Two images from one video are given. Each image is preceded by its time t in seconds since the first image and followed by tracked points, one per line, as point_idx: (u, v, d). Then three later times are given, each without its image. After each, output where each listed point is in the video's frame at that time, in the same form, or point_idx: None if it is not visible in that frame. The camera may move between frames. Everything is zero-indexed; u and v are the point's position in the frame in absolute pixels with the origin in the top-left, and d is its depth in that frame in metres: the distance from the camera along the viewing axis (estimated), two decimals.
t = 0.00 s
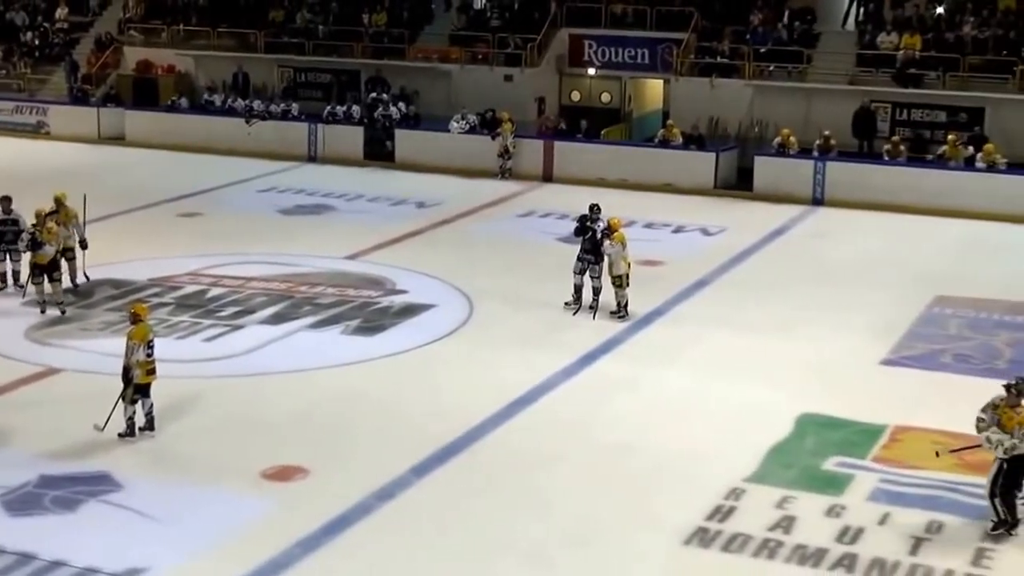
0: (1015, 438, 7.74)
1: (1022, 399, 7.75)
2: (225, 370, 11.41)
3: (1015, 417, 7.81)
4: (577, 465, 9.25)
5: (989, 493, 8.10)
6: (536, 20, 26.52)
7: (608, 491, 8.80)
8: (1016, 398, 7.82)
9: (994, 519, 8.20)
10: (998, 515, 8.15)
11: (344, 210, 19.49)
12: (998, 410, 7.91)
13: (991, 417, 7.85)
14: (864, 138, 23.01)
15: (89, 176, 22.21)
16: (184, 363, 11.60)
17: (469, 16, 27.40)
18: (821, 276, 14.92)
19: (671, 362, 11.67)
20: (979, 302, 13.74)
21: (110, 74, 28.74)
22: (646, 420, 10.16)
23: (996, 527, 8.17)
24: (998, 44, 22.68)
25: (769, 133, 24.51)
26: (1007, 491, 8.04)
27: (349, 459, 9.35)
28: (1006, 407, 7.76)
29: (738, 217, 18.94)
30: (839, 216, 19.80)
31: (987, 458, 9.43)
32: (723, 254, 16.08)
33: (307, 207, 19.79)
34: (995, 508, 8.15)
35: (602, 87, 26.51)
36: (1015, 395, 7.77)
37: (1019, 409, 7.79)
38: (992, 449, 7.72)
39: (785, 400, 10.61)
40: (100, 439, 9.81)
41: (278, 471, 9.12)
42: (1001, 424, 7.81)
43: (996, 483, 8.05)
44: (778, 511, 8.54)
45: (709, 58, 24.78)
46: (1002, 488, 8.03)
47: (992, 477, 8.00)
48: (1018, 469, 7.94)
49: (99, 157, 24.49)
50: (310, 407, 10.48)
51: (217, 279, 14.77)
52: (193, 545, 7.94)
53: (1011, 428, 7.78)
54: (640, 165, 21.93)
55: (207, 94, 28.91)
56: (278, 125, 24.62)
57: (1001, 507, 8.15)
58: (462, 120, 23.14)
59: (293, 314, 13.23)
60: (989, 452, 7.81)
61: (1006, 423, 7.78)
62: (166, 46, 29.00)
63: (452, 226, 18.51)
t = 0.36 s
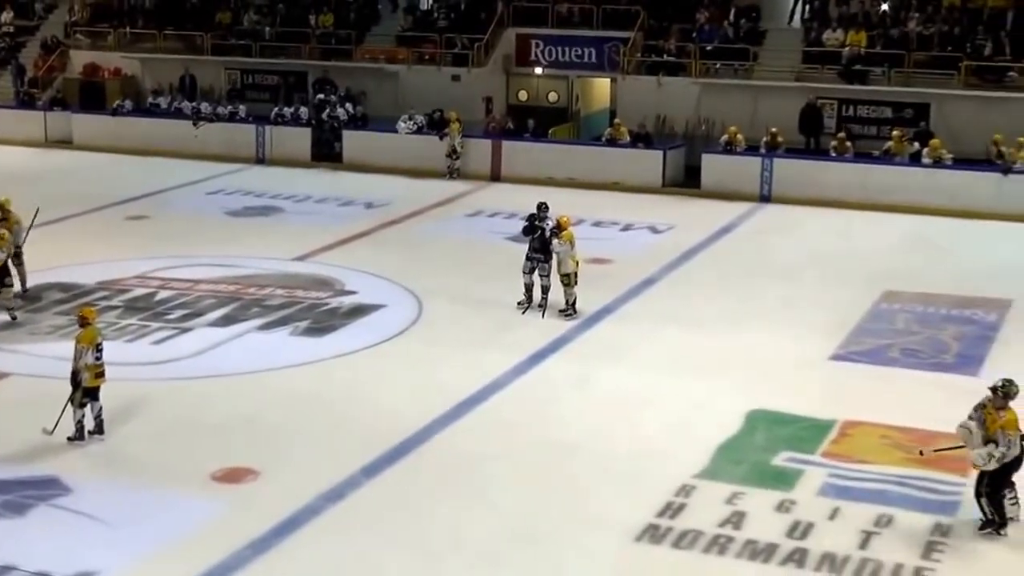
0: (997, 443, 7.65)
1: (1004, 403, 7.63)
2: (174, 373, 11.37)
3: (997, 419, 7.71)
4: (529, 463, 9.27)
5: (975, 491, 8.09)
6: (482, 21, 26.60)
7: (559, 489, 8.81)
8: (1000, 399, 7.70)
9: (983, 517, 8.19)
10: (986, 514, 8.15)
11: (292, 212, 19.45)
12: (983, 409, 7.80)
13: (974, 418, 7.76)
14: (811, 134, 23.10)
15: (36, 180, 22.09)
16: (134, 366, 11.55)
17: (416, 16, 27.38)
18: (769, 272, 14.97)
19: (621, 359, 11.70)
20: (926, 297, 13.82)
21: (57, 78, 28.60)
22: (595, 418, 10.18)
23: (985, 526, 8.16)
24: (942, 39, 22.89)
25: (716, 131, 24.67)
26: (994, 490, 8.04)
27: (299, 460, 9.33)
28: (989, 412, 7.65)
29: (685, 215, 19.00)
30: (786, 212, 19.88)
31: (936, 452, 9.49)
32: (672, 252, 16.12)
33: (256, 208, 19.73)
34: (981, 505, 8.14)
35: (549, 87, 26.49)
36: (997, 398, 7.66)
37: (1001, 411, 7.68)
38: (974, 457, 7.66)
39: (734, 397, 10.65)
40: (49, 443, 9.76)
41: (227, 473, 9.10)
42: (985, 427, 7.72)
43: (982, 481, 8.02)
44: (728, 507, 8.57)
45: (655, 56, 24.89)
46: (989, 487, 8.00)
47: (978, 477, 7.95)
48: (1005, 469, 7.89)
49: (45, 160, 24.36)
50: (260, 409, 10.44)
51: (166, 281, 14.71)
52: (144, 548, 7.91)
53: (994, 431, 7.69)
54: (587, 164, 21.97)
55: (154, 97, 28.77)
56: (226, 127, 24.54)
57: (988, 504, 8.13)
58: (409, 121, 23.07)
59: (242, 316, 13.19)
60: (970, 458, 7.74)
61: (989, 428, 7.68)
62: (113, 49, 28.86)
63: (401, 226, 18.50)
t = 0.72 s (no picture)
0: (975, 440, 7.64)
1: (984, 401, 7.61)
2: (123, 376, 11.33)
3: (979, 416, 7.69)
4: (479, 462, 9.29)
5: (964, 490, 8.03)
6: (428, 20, 26.66)
7: (509, 488, 8.83)
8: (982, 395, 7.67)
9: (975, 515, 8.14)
10: (977, 512, 8.09)
11: (240, 213, 19.42)
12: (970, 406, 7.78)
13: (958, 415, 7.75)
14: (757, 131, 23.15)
15: None
16: (83, 369, 11.51)
17: (363, 17, 27.38)
18: (717, 269, 15.03)
19: (570, 357, 11.73)
20: (872, 291, 13.91)
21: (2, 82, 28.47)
22: (546, 416, 10.19)
23: (977, 525, 8.11)
24: (886, 35, 23.17)
25: (662, 129, 24.67)
26: (982, 489, 7.96)
27: (248, 462, 9.32)
28: (969, 408, 7.64)
29: (633, 212, 19.05)
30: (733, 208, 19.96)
31: (883, 445, 9.56)
32: (620, 249, 16.17)
33: (203, 210, 19.68)
34: (972, 504, 8.09)
35: (495, 86, 26.53)
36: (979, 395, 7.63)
37: (982, 408, 7.66)
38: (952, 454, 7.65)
39: (683, 393, 10.69)
40: None
41: (177, 475, 9.08)
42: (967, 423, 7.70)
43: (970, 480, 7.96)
44: (678, 503, 8.61)
45: (602, 55, 25.01)
46: (976, 485, 7.94)
47: (965, 475, 7.91)
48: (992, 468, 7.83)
49: None
50: (208, 411, 10.43)
51: (113, 284, 14.66)
52: (93, 551, 7.89)
53: (974, 428, 7.67)
54: (535, 163, 22.01)
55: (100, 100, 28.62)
56: (173, 129, 24.44)
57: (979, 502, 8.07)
58: (357, 121, 23.14)
59: (190, 318, 13.16)
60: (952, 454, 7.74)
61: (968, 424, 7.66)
62: (58, 52, 28.75)
63: (349, 226, 18.50)
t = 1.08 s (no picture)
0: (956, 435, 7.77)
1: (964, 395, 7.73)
2: (72, 380, 11.30)
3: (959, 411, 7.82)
4: (430, 460, 9.31)
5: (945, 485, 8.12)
6: (376, 20, 26.63)
7: (460, 486, 8.86)
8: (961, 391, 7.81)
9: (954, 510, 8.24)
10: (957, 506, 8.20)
11: (188, 215, 19.38)
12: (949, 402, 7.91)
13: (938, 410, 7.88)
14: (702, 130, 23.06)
15: None
16: (32, 373, 11.48)
17: (310, 17, 27.38)
18: (665, 265, 15.09)
19: (519, 355, 11.76)
20: (819, 285, 14.00)
21: None
22: (497, 414, 10.22)
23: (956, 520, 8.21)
24: (830, 31, 23.34)
25: (609, 126, 24.72)
26: (963, 483, 8.07)
27: (199, 464, 9.32)
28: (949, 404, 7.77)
29: (582, 210, 19.10)
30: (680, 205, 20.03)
31: (830, 438, 9.64)
32: (569, 247, 16.22)
33: (151, 212, 19.63)
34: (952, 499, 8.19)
35: (444, 85, 26.64)
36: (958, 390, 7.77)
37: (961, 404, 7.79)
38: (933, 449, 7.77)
39: (632, 388, 10.75)
40: None
41: (127, 479, 9.07)
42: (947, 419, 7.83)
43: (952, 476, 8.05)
44: (629, 498, 8.66)
45: (549, 53, 25.07)
46: (957, 479, 8.04)
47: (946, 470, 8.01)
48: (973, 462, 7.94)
49: None
50: (159, 414, 10.42)
51: (61, 287, 14.62)
52: (43, 557, 7.87)
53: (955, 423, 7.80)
54: (483, 162, 22.05)
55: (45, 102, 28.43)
56: (119, 131, 24.26)
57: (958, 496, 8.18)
58: (305, 122, 23.04)
59: (139, 320, 13.14)
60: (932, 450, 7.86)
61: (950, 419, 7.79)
62: (3, 55, 28.63)
63: (299, 227, 18.50)
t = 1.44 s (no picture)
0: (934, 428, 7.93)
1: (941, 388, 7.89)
2: (20, 384, 11.28)
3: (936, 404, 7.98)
4: (381, 459, 9.36)
5: (924, 479, 8.21)
6: (324, 20, 26.66)
7: (412, 484, 8.91)
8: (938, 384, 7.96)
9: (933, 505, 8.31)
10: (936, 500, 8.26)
11: (135, 217, 19.34)
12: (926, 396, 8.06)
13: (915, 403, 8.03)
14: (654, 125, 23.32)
15: None
16: None
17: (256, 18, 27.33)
18: (613, 262, 15.18)
19: (469, 353, 11.81)
20: (765, 280, 14.12)
21: None
22: (447, 412, 10.28)
23: (936, 513, 8.28)
24: (774, 28, 23.54)
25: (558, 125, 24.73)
26: (942, 474, 8.18)
27: (150, 468, 9.34)
28: (927, 396, 7.93)
29: (531, 209, 19.17)
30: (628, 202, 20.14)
31: (777, 430, 9.74)
32: (518, 245, 16.28)
33: (98, 215, 19.58)
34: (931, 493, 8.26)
35: (393, 85, 26.74)
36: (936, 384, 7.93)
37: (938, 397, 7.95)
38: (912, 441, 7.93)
39: (582, 384, 10.82)
40: None
41: (78, 484, 9.08)
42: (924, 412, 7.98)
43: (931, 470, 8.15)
44: (580, 494, 8.73)
45: (496, 52, 25.16)
46: (936, 472, 8.15)
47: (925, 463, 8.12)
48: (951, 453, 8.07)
49: None
50: (109, 418, 10.42)
51: (8, 292, 14.58)
52: None
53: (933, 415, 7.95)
54: (432, 160, 22.12)
55: None
56: (65, 133, 24.04)
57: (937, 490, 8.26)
58: (254, 122, 23.16)
59: (88, 324, 13.12)
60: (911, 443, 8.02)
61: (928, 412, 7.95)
62: None
63: (248, 228, 18.49)
